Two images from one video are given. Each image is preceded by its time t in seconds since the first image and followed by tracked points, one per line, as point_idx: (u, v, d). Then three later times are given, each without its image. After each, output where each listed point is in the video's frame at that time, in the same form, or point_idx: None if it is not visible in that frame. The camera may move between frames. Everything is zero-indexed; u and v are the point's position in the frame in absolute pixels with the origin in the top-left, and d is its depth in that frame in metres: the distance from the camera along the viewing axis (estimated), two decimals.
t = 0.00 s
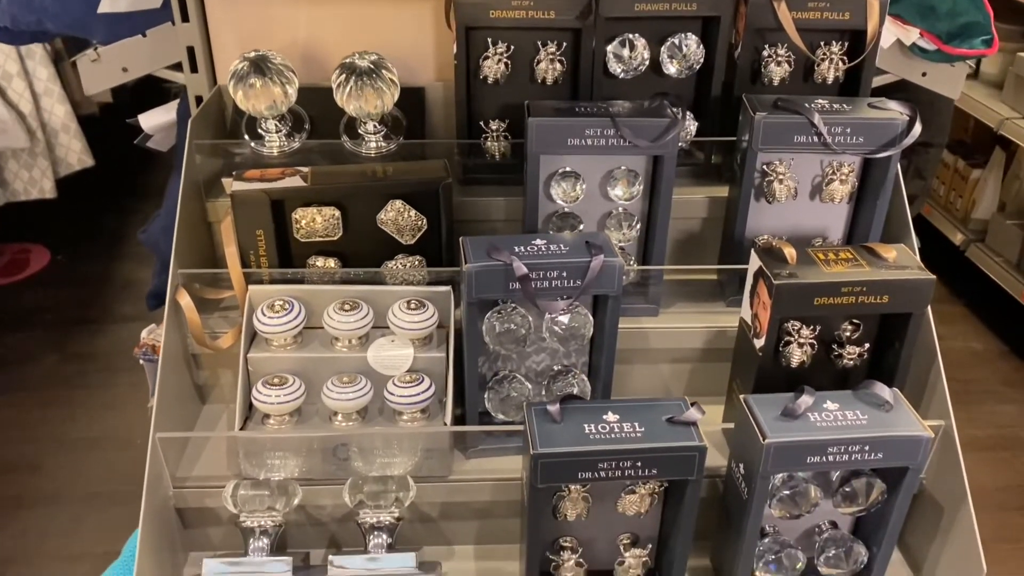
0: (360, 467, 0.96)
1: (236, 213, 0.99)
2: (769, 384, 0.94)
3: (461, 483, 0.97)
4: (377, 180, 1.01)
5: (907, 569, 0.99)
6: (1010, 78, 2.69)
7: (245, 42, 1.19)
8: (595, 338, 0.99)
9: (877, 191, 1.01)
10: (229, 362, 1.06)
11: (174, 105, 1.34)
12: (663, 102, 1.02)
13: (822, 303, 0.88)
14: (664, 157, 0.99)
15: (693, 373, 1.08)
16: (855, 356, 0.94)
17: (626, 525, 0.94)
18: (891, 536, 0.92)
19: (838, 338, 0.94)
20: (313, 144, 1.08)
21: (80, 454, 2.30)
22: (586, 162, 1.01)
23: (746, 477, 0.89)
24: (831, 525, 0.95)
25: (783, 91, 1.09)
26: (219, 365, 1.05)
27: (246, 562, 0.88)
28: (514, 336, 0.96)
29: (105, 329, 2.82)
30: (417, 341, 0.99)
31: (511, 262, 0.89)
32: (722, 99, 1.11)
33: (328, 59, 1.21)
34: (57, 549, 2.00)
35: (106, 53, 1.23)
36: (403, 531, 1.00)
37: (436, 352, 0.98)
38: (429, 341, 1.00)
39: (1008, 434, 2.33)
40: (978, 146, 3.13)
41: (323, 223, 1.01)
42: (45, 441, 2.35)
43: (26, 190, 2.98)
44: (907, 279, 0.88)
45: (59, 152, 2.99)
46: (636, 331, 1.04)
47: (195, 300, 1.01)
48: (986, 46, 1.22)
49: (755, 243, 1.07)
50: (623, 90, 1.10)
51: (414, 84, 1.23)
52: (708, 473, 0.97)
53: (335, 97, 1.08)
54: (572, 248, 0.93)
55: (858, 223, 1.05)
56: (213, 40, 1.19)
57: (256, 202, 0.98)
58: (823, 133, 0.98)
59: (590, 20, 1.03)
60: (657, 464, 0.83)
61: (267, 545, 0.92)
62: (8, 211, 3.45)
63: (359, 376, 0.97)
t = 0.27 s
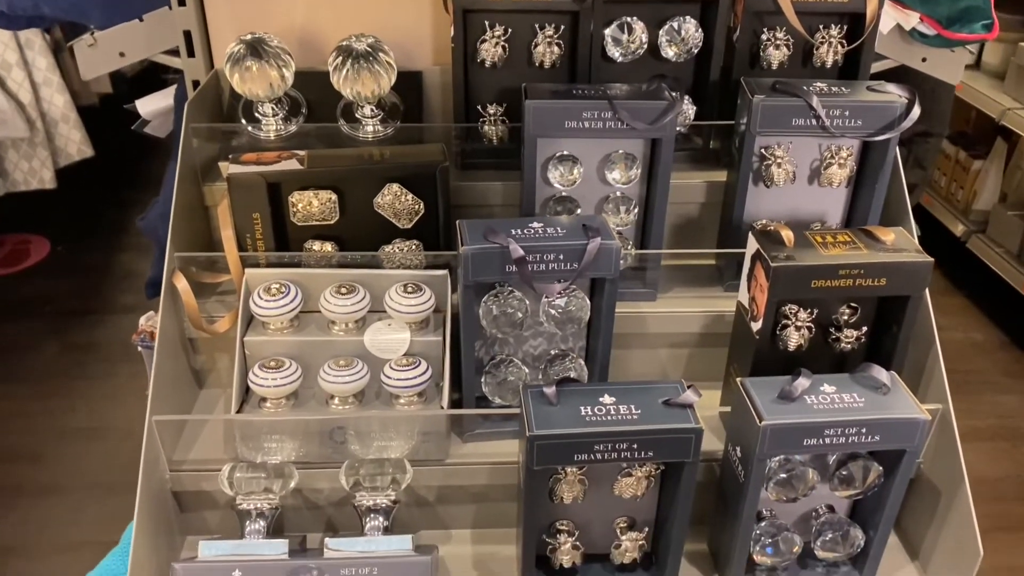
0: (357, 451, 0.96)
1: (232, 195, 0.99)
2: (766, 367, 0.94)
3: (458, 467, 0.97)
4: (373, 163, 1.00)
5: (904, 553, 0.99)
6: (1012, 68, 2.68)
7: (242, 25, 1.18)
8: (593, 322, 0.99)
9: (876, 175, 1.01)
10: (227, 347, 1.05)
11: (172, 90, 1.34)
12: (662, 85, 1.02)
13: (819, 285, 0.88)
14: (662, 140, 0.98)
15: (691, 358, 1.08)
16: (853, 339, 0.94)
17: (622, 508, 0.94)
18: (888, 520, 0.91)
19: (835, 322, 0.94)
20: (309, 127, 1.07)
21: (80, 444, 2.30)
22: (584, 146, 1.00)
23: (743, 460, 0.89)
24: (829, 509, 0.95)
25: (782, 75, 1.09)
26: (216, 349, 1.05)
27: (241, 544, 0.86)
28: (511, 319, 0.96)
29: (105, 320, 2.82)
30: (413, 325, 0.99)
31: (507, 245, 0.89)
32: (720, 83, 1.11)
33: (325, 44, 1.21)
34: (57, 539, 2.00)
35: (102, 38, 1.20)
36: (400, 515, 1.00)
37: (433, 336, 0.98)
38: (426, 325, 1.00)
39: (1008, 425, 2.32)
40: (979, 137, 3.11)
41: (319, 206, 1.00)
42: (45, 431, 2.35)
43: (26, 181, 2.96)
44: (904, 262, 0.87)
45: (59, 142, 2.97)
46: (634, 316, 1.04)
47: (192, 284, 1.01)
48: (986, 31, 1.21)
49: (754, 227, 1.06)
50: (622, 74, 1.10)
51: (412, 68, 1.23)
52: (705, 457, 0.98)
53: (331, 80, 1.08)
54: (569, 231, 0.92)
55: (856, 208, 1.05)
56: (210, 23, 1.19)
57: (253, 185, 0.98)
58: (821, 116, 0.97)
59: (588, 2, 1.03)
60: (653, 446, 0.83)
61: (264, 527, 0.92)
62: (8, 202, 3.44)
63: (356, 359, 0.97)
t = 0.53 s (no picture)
0: (356, 434, 0.95)
1: (230, 177, 0.98)
2: (768, 350, 0.93)
3: (457, 450, 0.97)
4: (372, 145, 0.99)
5: (906, 538, 0.98)
6: (1016, 58, 2.66)
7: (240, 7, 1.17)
8: (593, 305, 0.98)
9: (879, 158, 1.00)
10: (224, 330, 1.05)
11: (170, 75, 1.33)
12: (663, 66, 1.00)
13: (821, 267, 0.87)
14: (663, 121, 0.97)
15: (691, 342, 1.07)
16: (855, 323, 0.93)
17: (622, 492, 0.94)
18: (890, 503, 0.91)
19: (838, 305, 0.93)
20: (308, 109, 1.06)
21: (82, 433, 2.29)
22: (584, 128, 0.99)
23: (744, 443, 0.88)
24: (831, 493, 0.94)
25: (784, 57, 1.08)
26: (213, 333, 1.04)
27: (239, 528, 0.85)
28: (510, 301, 0.95)
29: (105, 310, 2.82)
30: (412, 308, 0.99)
31: (507, 226, 0.88)
32: (722, 65, 1.10)
33: (323, 26, 1.20)
34: (58, 528, 2.00)
35: (99, 22, 1.18)
36: (399, 499, 1.00)
37: (432, 319, 0.97)
38: (425, 309, 0.99)
39: (1012, 416, 2.31)
40: (983, 128, 3.10)
41: (317, 188, 1.00)
42: (46, 421, 2.34)
43: (26, 171, 2.94)
44: (908, 243, 0.86)
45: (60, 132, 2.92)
46: (635, 300, 1.03)
47: (189, 266, 1.00)
48: (992, 14, 1.20)
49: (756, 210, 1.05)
50: (623, 56, 1.09)
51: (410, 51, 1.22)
52: (705, 441, 0.97)
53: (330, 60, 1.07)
54: (569, 213, 0.91)
55: (859, 191, 1.04)
56: (208, 5, 1.18)
57: (250, 166, 0.97)
58: (824, 97, 0.96)
59: None
60: (654, 428, 0.83)
61: (261, 510, 0.92)
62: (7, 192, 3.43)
63: (354, 342, 0.96)
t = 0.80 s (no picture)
0: (358, 412, 0.95)
1: (230, 154, 0.97)
2: (775, 327, 0.92)
3: (459, 429, 0.96)
4: (373, 121, 0.98)
5: (914, 519, 0.97)
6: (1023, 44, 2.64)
7: None
8: (597, 283, 0.97)
9: (887, 134, 0.99)
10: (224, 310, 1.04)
11: (169, 55, 1.31)
12: (668, 40, 0.99)
13: (829, 243, 0.86)
14: (668, 97, 0.96)
15: (696, 322, 1.06)
16: (863, 300, 0.92)
17: (626, 471, 0.94)
18: (898, 483, 0.90)
19: (846, 282, 0.92)
20: (308, 86, 1.05)
21: (83, 421, 2.29)
22: (589, 104, 0.98)
23: (750, 421, 0.87)
24: (837, 472, 0.94)
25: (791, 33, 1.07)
26: (214, 312, 1.03)
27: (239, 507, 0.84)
28: (514, 280, 0.94)
29: (107, 299, 2.81)
30: (414, 286, 0.97)
31: (510, 201, 0.86)
32: (728, 42, 1.08)
33: (323, 4, 1.18)
34: (61, 516, 1.99)
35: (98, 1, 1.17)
36: (402, 479, 0.99)
37: (434, 298, 0.96)
38: (427, 287, 0.98)
39: (1017, 403, 2.30)
40: (988, 115, 3.07)
41: (318, 165, 0.98)
42: (48, 409, 2.33)
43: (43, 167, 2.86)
44: (917, 218, 0.85)
45: (61, 121, 2.59)
46: (640, 279, 1.02)
47: (189, 245, 0.99)
48: None
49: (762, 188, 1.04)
50: (627, 32, 1.07)
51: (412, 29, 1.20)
52: (710, 420, 0.96)
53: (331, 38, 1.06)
54: (573, 189, 0.90)
55: (866, 168, 1.03)
56: None
57: (250, 143, 0.96)
58: (831, 72, 0.95)
59: None
60: (659, 405, 0.82)
61: (262, 488, 0.91)
62: (8, 181, 3.41)
63: (356, 321, 0.95)
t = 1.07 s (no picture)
0: (361, 393, 0.94)
1: (230, 131, 0.96)
2: (782, 306, 0.92)
3: (463, 410, 0.95)
4: (375, 98, 0.97)
5: (921, 500, 0.97)
6: None
7: None
8: (602, 263, 0.96)
9: (896, 111, 0.97)
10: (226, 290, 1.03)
11: (170, 34, 1.30)
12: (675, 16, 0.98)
13: (837, 220, 0.85)
14: (674, 73, 0.95)
15: (702, 303, 1.05)
16: (872, 279, 0.91)
17: (631, 451, 0.93)
18: (906, 463, 0.89)
19: (854, 261, 0.91)
20: (310, 64, 1.04)
21: (83, 409, 2.28)
22: (594, 81, 0.97)
23: (756, 400, 0.86)
24: (844, 453, 0.93)
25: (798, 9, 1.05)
26: (216, 293, 1.02)
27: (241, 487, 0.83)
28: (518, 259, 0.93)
29: (108, 285, 2.80)
30: (418, 266, 0.96)
31: (514, 178, 0.85)
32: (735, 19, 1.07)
33: None
34: (65, 501, 1.98)
35: None
36: (406, 460, 0.99)
37: (438, 277, 0.95)
38: (431, 267, 0.97)
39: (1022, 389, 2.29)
40: (995, 100, 3.04)
41: (320, 144, 0.97)
42: (50, 395, 2.33)
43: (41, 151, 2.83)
44: (927, 195, 0.84)
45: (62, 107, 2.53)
46: (645, 258, 1.01)
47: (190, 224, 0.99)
48: None
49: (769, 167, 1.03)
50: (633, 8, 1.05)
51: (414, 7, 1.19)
52: (716, 400, 0.96)
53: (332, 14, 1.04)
54: (578, 166, 0.89)
55: (875, 146, 1.01)
56: None
57: (250, 120, 0.95)
58: (840, 48, 0.94)
59: None
60: (665, 384, 0.81)
61: (265, 468, 0.90)
62: (7, 168, 3.39)
63: (359, 300, 0.94)
